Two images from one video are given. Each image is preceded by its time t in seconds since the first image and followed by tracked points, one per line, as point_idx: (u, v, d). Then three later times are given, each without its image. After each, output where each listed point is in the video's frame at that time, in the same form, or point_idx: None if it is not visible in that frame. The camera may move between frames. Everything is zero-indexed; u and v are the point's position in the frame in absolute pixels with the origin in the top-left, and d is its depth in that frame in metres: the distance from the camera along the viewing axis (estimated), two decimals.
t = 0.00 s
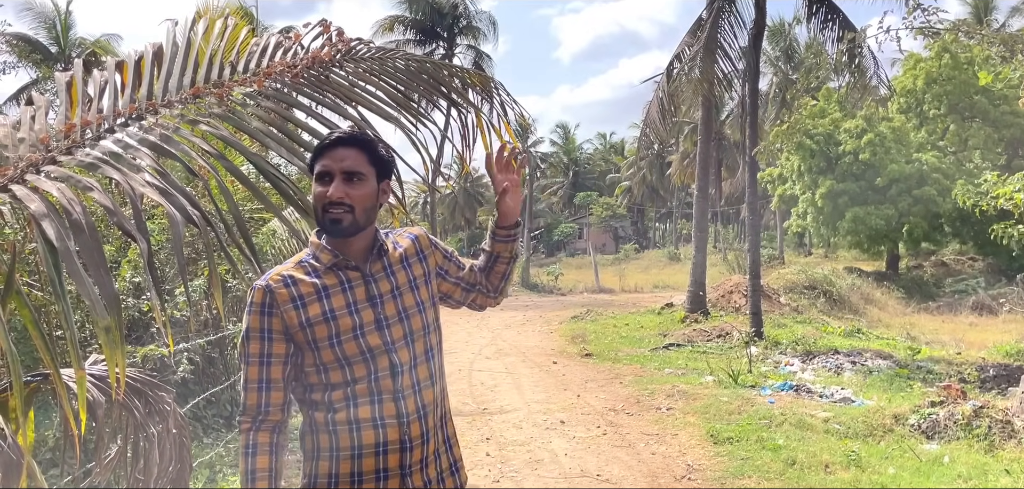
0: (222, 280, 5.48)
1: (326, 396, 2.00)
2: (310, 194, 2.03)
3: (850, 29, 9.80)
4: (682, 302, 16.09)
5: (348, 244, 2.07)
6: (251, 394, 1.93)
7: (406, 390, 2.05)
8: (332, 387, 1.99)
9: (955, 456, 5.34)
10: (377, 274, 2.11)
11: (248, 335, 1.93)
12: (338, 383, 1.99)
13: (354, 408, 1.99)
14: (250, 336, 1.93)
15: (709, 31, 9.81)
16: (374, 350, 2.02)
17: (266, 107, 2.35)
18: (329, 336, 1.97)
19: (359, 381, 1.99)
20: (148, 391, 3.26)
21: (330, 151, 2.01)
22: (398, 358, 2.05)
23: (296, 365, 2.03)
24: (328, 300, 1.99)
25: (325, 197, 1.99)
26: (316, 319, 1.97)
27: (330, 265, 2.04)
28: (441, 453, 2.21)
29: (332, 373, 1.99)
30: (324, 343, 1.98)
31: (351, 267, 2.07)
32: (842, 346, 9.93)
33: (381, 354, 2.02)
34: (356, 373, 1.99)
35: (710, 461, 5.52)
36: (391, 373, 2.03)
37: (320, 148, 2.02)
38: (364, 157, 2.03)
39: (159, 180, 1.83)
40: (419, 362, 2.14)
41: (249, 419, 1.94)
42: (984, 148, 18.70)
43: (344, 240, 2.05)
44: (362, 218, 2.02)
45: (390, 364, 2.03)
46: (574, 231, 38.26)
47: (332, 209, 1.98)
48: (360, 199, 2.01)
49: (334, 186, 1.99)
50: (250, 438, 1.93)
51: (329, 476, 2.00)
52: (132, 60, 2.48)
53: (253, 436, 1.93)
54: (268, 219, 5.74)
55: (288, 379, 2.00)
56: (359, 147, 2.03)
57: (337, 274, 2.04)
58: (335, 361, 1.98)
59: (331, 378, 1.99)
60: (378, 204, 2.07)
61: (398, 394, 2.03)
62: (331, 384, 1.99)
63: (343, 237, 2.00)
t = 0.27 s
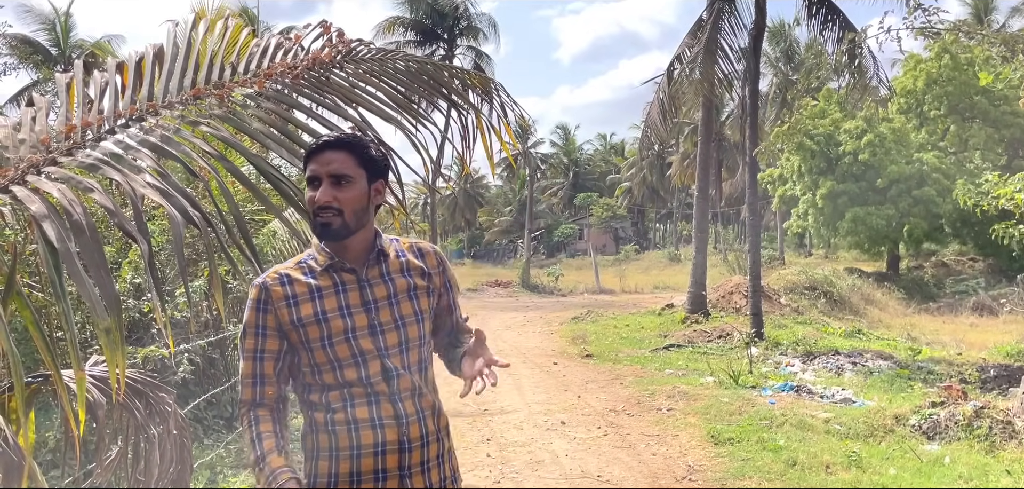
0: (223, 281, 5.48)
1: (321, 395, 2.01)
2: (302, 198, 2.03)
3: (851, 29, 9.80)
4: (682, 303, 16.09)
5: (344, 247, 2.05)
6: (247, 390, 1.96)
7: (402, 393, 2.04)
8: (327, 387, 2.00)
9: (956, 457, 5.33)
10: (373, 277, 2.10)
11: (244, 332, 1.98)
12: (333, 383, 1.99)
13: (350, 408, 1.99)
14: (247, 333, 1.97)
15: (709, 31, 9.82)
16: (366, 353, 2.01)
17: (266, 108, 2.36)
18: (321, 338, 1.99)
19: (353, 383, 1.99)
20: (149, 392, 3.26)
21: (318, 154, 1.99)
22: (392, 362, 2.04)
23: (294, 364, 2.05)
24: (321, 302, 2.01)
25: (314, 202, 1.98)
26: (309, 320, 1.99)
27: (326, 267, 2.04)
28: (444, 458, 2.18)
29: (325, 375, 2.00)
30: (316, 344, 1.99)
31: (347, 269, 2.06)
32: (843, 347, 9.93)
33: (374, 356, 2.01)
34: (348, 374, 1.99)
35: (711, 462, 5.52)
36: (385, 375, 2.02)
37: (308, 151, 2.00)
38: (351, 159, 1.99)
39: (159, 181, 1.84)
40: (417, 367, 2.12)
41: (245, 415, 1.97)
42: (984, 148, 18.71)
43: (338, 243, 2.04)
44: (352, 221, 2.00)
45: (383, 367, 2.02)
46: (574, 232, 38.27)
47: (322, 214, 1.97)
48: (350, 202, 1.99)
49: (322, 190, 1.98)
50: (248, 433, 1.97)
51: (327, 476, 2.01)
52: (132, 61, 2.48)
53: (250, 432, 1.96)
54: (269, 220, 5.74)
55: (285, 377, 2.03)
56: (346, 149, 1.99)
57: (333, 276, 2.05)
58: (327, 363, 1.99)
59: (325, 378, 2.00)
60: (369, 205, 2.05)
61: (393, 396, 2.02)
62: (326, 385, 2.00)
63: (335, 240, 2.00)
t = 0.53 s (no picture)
0: (223, 282, 5.49)
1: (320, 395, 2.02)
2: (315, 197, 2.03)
3: (851, 29, 9.80)
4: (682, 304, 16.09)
5: (350, 248, 2.07)
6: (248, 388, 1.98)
7: (399, 395, 2.04)
8: (325, 387, 2.00)
9: (957, 457, 5.33)
10: (375, 278, 2.10)
11: (246, 332, 1.99)
12: (332, 384, 2.00)
13: (347, 409, 1.99)
14: (248, 332, 1.99)
15: (709, 32, 9.81)
16: (365, 355, 2.01)
17: (266, 110, 2.36)
18: (322, 338, 1.99)
19: (351, 384, 1.99)
20: (149, 393, 3.26)
21: (333, 155, 2.01)
22: (391, 363, 2.04)
23: (295, 363, 2.06)
24: (322, 302, 2.01)
25: (330, 201, 1.99)
26: (309, 320, 1.99)
27: (328, 267, 2.05)
28: (439, 462, 2.18)
29: (324, 374, 2.00)
30: (316, 344, 1.99)
31: (348, 270, 2.07)
32: (843, 347, 9.93)
33: (373, 358, 2.01)
34: (347, 375, 1.99)
35: (711, 462, 5.52)
36: (383, 377, 2.02)
37: (324, 151, 2.02)
38: (367, 161, 2.03)
39: (160, 183, 1.84)
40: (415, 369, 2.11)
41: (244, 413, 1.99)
42: (984, 149, 18.72)
43: (346, 243, 2.05)
44: (365, 221, 2.02)
45: (382, 369, 2.02)
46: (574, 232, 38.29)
47: (338, 214, 1.99)
48: (364, 202, 2.01)
49: (337, 190, 2.00)
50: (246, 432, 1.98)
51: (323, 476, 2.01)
52: (132, 63, 2.48)
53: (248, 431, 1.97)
54: (269, 221, 5.74)
55: (285, 377, 2.05)
56: (362, 151, 2.02)
57: (334, 276, 2.05)
58: (327, 363, 1.99)
59: (324, 378, 2.00)
60: (381, 207, 2.08)
61: (390, 398, 2.02)
62: (325, 386, 2.01)
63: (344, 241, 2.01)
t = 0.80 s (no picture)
0: (223, 282, 5.49)
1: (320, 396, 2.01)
2: (317, 197, 2.02)
3: (851, 29, 9.80)
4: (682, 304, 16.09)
5: (350, 248, 2.07)
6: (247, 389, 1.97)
7: (399, 395, 2.04)
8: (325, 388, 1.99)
9: (956, 457, 5.33)
10: (375, 279, 2.10)
11: (246, 332, 1.99)
12: (332, 384, 1.99)
13: (347, 409, 1.98)
14: (248, 333, 1.99)
15: (709, 32, 9.81)
16: (365, 355, 2.01)
17: (265, 110, 2.36)
18: (322, 338, 1.98)
19: (352, 384, 1.99)
20: (149, 394, 3.26)
21: (336, 155, 2.01)
22: (391, 363, 2.04)
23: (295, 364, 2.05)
24: (323, 302, 2.01)
25: (333, 200, 1.99)
26: (310, 321, 1.99)
27: (328, 268, 2.04)
28: (438, 462, 2.18)
29: (324, 375, 1.99)
30: (316, 344, 1.98)
31: (348, 270, 2.06)
32: (843, 347, 9.94)
33: (373, 358, 2.01)
34: (347, 376, 1.99)
35: (711, 462, 5.52)
36: (384, 378, 2.02)
37: (327, 150, 2.02)
38: (370, 161, 2.04)
39: (159, 183, 1.83)
40: (414, 370, 2.11)
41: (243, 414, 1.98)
42: (984, 148, 18.73)
43: (347, 244, 2.05)
44: (368, 221, 2.02)
45: (382, 369, 2.02)
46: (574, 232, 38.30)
47: (340, 213, 1.98)
48: (366, 202, 2.01)
49: (340, 190, 1.99)
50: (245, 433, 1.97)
51: (323, 477, 2.01)
52: (132, 63, 2.48)
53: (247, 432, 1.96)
54: (269, 221, 5.74)
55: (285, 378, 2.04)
56: (365, 151, 2.03)
57: (334, 277, 2.05)
58: (327, 363, 1.98)
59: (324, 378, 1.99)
60: (382, 207, 2.08)
61: (390, 398, 2.02)
62: (324, 386, 1.99)
63: (346, 240, 2.01)
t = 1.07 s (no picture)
0: (223, 283, 5.48)
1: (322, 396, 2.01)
2: (319, 196, 2.02)
3: (850, 29, 9.81)
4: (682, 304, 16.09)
5: (350, 248, 2.07)
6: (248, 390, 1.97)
7: (401, 394, 2.03)
8: (327, 388, 1.99)
9: (957, 457, 5.33)
10: (375, 279, 2.09)
11: (246, 333, 1.99)
12: (333, 385, 1.98)
13: (348, 410, 1.98)
14: (248, 334, 1.98)
15: (709, 32, 9.81)
16: (367, 355, 2.00)
17: (264, 110, 2.35)
18: (323, 339, 1.98)
19: (353, 385, 1.98)
20: (149, 394, 3.26)
21: (338, 155, 2.00)
22: (393, 363, 2.04)
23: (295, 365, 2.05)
24: (323, 303, 2.00)
25: (336, 201, 1.99)
26: (310, 321, 1.98)
27: (328, 268, 2.04)
28: (440, 462, 2.18)
29: (325, 375, 1.98)
30: (318, 344, 1.98)
31: (349, 271, 2.06)
32: (843, 346, 9.94)
33: (375, 358, 2.01)
34: (348, 376, 1.98)
35: (711, 462, 5.52)
36: (386, 378, 2.02)
37: (329, 150, 2.01)
38: (373, 161, 2.04)
39: (159, 184, 1.83)
40: (415, 370, 2.11)
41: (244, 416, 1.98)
42: (984, 148, 18.74)
43: (347, 244, 2.05)
44: (370, 221, 2.02)
45: (384, 369, 2.02)
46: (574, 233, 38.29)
47: (343, 214, 1.99)
48: (369, 203, 2.01)
49: (343, 190, 1.99)
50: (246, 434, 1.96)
51: (326, 478, 2.00)
52: (132, 64, 2.47)
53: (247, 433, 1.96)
54: (268, 222, 5.74)
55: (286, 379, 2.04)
56: (368, 151, 2.03)
57: (334, 277, 2.04)
58: (328, 364, 1.98)
59: (325, 379, 1.98)
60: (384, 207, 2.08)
61: (392, 398, 2.01)
62: (325, 386, 1.99)
63: (347, 241, 2.01)
